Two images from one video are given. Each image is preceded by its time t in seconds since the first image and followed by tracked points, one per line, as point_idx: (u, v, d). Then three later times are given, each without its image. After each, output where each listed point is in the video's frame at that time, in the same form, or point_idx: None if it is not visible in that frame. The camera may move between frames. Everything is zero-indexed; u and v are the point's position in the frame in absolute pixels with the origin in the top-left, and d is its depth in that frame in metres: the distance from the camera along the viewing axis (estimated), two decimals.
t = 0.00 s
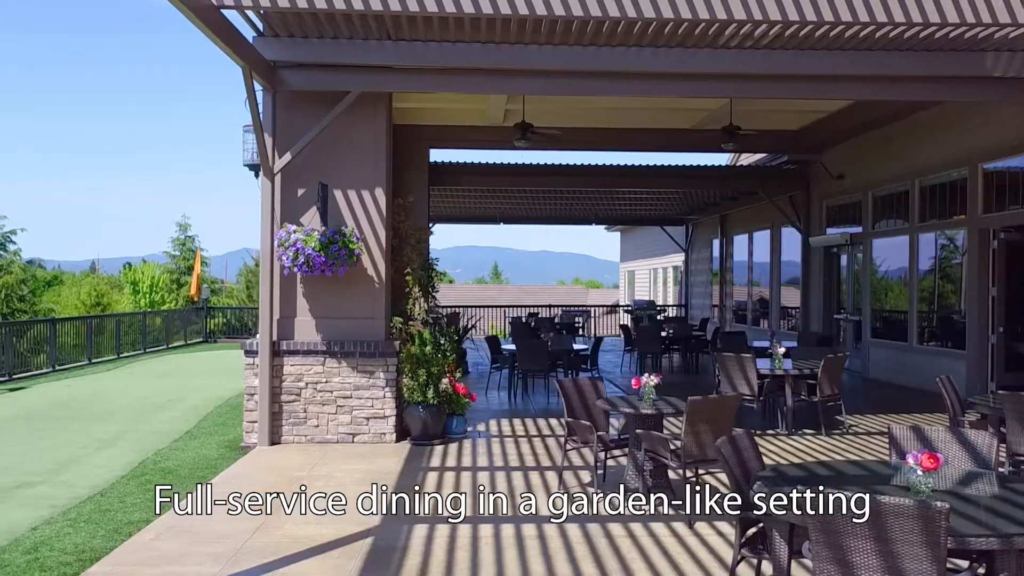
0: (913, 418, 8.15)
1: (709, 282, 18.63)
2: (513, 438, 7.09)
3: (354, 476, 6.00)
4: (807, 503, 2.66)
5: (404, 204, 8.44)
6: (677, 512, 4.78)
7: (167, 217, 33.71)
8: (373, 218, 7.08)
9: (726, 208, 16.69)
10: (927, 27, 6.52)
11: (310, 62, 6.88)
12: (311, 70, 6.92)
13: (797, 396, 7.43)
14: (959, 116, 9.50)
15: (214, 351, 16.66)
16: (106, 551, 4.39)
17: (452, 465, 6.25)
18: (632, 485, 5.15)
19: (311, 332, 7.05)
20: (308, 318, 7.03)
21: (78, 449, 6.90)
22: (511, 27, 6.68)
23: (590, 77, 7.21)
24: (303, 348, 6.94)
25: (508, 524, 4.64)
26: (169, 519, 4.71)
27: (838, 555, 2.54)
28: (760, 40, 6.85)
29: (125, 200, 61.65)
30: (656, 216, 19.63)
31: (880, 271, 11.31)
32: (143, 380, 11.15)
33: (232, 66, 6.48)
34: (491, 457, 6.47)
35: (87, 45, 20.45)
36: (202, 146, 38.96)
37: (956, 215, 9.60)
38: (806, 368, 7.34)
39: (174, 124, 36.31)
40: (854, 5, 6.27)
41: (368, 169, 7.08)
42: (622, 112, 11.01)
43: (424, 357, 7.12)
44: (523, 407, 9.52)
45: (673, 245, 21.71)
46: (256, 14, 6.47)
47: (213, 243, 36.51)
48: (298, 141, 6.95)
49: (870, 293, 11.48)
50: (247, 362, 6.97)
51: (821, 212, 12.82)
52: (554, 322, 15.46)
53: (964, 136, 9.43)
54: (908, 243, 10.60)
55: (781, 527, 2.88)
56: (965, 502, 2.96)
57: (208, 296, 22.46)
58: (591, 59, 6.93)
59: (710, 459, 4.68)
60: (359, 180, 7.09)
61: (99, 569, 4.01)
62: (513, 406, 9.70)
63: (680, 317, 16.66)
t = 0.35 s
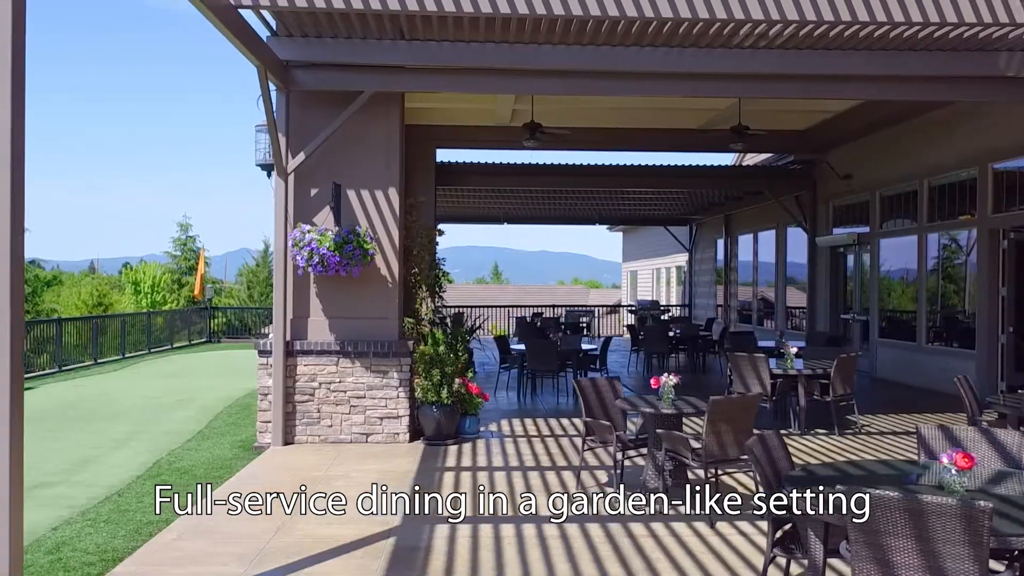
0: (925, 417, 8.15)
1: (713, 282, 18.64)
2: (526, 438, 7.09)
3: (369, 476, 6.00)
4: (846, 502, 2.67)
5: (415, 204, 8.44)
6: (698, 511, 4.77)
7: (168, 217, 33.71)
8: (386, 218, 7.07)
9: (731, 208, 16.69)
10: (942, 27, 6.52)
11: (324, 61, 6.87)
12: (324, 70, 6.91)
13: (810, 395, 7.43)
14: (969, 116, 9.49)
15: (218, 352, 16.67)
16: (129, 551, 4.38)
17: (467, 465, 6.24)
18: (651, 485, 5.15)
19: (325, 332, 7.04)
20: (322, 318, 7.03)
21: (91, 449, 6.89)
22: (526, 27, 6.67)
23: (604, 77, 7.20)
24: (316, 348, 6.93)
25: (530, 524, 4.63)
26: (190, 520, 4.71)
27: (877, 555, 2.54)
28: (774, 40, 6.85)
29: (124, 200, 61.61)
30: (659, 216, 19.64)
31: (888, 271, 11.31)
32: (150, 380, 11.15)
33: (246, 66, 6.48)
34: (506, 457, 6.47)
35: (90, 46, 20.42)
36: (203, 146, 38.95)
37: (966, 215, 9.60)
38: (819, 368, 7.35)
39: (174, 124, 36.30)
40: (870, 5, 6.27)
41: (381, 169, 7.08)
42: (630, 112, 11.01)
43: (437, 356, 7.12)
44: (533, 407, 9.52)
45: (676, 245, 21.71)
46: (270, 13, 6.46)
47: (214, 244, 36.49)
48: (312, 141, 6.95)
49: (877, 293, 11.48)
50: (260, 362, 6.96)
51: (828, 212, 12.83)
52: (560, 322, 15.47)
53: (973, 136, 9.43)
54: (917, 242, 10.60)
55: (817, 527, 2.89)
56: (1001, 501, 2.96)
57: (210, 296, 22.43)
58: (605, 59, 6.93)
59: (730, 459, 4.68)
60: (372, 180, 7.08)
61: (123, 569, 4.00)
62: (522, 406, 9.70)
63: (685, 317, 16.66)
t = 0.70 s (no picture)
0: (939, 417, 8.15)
1: (718, 282, 18.65)
2: (541, 439, 7.09)
3: (387, 475, 5.99)
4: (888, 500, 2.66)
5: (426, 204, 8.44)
6: (721, 512, 4.78)
7: (168, 217, 33.71)
8: (401, 218, 7.08)
9: (737, 208, 16.69)
10: (959, 27, 6.52)
11: (340, 62, 6.88)
12: (339, 70, 6.91)
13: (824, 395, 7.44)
14: (980, 117, 9.50)
15: (222, 352, 16.68)
16: (154, 551, 4.38)
17: (484, 465, 6.24)
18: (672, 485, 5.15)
19: (340, 332, 7.04)
20: (337, 318, 7.03)
21: (106, 449, 6.88)
22: (543, 28, 6.67)
23: (619, 77, 7.20)
24: (332, 348, 6.92)
25: (554, 523, 4.63)
26: (214, 520, 4.71)
27: (922, 554, 2.54)
28: (789, 40, 6.85)
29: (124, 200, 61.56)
30: (663, 216, 19.65)
31: (896, 271, 11.31)
32: (157, 380, 11.17)
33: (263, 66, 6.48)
34: (522, 457, 6.47)
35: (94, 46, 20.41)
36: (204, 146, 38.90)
37: (976, 215, 9.62)
38: (833, 368, 7.36)
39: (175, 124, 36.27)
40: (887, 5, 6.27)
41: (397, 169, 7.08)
42: (639, 112, 11.02)
43: (452, 357, 7.13)
44: (544, 408, 9.52)
45: (680, 245, 21.73)
46: (285, 12, 6.45)
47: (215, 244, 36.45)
48: (327, 141, 6.96)
49: (885, 293, 11.48)
50: (276, 362, 6.95)
51: (835, 212, 12.84)
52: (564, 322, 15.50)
53: (984, 136, 9.44)
54: (926, 242, 10.61)
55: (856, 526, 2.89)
56: None
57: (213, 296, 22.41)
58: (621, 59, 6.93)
59: (754, 458, 4.69)
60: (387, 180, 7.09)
61: (151, 569, 4.00)
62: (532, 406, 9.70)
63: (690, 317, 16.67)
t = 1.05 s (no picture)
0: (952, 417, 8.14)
1: (722, 282, 18.65)
2: (555, 439, 7.09)
3: (403, 475, 5.98)
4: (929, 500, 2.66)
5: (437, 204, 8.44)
6: (741, 512, 4.78)
7: (170, 217, 33.67)
8: (415, 217, 7.07)
9: (742, 208, 16.70)
10: (975, 27, 6.51)
11: (353, 61, 6.88)
12: (353, 69, 6.91)
13: (837, 395, 7.44)
14: (989, 116, 9.50)
15: (225, 352, 16.69)
16: (178, 551, 4.37)
17: (499, 465, 6.23)
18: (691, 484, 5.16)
19: (353, 332, 7.04)
20: (351, 318, 7.02)
21: (121, 449, 6.87)
22: (559, 27, 6.66)
23: (632, 77, 7.19)
24: (345, 347, 6.92)
25: (575, 523, 4.62)
26: (236, 520, 4.69)
27: (963, 552, 2.54)
28: (805, 40, 6.84)
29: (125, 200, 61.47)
30: (667, 216, 19.65)
31: (903, 271, 11.31)
32: (163, 380, 11.17)
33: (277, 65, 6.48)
34: (537, 457, 6.46)
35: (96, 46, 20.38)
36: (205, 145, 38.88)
37: (985, 215, 9.62)
38: (846, 367, 7.35)
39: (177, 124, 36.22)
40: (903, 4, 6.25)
41: (410, 168, 7.08)
42: (648, 112, 11.02)
43: (466, 356, 7.13)
44: (553, 407, 9.51)
45: (684, 245, 21.72)
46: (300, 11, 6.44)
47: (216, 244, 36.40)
48: (341, 141, 6.96)
49: (894, 292, 11.48)
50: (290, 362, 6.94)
51: (842, 212, 12.85)
52: (570, 322, 15.50)
53: (994, 136, 9.43)
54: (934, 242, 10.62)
55: (893, 525, 2.89)
56: None
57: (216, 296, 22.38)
58: (636, 59, 6.92)
59: (775, 458, 4.69)
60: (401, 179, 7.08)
61: (176, 570, 3.99)
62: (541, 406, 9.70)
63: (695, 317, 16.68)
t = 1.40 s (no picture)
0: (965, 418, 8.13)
1: (727, 282, 18.65)
2: (569, 439, 7.08)
3: (420, 474, 5.97)
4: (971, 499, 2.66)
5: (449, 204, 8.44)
6: (765, 512, 4.78)
7: (171, 217, 33.63)
8: (430, 217, 7.07)
9: (747, 209, 16.70)
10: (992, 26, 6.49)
11: (367, 61, 6.88)
12: (368, 69, 6.90)
13: (851, 395, 7.44)
14: (1000, 116, 9.49)
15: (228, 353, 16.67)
16: (202, 551, 4.36)
17: (516, 465, 6.22)
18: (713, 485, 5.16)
19: (367, 332, 7.03)
20: (365, 317, 7.02)
21: (136, 449, 6.87)
22: (573, 27, 6.66)
23: (646, 77, 7.18)
24: (360, 347, 6.91)
25: (597, 523, 4.62)
26: (258, 521, 4.68)
27: (1006, 552, 2.53)
28: (820, 40, 6.83)
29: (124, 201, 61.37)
30: (671, 216, 19.65)
31: (911, 271, 11.31)
32: (169, 380, 11.15)
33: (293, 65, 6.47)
34: (553, 456, 6.45)
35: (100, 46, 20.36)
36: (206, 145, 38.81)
37: (995, 215, 9.63)
38: (860, 367, 7.35)
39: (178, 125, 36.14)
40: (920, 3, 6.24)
41: (424, 168, 7.08)
42: (656, 112, 11.03)
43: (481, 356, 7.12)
44: (563, 408, 9.50)
45: (688, 246, 21.71)
46: (316, 10, 6.44)
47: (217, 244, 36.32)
48: (355, 141, 6.95)
49: (902, 292, 11.49)
50: (304, 361, 6.93)
51: (849, 212, 12.86)
52: (575, 322, 15.50)
53: (1005, 135, 9.43)
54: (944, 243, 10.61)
55: (931, 524, 2.89)
56: None
57: (218, 297, 22.33)
58: (651, 58, 6.91)
59: (798, 458, 4.68)
60: (415, 179, 7.08)
61: (202, 569, 3.98)
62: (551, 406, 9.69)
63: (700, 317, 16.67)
